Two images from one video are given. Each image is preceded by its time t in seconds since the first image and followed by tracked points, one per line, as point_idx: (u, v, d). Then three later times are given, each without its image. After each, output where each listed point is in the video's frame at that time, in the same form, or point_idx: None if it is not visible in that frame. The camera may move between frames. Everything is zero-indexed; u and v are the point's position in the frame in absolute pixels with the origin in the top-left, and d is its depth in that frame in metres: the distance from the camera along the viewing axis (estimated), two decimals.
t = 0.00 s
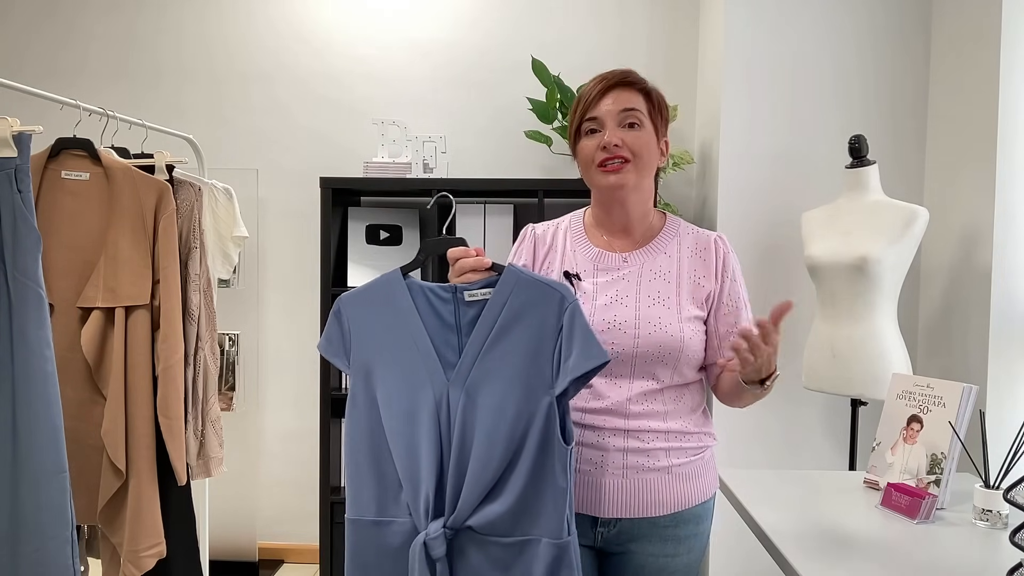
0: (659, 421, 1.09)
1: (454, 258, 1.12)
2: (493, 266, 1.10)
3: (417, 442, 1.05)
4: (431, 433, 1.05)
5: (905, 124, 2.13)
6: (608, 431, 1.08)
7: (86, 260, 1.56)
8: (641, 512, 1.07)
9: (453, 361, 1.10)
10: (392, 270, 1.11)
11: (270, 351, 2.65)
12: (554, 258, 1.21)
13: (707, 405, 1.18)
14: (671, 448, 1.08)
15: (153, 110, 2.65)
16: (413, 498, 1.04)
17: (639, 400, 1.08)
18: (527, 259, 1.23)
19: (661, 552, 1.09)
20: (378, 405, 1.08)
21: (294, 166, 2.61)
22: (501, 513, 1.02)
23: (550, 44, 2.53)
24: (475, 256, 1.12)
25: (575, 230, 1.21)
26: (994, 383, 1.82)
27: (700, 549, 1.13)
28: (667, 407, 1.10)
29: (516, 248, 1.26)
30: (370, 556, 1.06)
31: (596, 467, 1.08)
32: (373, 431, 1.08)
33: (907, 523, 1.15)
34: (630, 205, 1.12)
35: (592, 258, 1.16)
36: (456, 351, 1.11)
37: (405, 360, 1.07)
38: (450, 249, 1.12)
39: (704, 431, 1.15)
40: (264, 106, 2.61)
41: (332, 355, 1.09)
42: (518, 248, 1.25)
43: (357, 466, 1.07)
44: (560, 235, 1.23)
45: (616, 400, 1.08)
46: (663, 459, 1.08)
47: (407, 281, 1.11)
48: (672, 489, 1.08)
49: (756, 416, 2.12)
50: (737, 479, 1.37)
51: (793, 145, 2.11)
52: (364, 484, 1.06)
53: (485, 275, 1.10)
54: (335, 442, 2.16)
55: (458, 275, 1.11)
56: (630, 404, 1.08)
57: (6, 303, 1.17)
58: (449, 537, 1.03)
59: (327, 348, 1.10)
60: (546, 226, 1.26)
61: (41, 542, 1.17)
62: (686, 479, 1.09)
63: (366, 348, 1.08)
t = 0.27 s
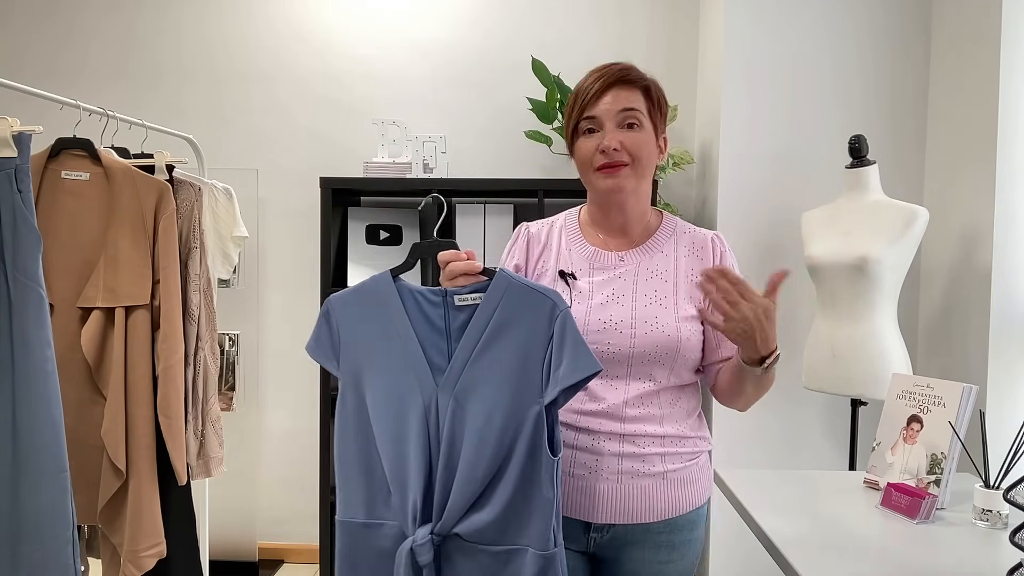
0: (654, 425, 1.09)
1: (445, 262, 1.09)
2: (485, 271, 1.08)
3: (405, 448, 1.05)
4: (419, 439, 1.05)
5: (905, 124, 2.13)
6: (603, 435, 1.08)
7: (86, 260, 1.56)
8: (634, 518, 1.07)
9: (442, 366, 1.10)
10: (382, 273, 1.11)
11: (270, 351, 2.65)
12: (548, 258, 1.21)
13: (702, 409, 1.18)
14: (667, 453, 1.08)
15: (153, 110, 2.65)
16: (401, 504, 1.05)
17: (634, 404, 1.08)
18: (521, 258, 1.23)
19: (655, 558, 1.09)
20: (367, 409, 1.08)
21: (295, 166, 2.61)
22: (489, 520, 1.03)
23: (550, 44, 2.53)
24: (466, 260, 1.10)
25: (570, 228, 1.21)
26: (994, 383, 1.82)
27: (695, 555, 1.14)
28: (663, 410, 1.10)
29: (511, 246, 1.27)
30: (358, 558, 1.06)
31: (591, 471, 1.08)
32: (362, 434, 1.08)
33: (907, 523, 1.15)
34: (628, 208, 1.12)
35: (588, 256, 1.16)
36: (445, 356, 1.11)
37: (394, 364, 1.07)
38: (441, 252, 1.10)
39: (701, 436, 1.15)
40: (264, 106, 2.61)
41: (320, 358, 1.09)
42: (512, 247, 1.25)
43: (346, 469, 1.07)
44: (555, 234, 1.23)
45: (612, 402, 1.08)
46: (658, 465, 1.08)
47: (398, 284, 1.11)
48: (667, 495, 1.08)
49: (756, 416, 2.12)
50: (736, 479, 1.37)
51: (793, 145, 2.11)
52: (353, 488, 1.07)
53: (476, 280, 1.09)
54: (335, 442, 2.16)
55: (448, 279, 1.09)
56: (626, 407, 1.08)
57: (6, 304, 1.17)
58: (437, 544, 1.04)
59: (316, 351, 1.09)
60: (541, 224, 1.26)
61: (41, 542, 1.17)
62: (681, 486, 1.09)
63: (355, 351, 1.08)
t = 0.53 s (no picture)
0: (648, 427, 1.09)
1: (437, 259, 1.11)
2: (476, 269, 1.09)
3: (395, 448, 1.05)
4: (409, 438, 1.05)
5: (904, 124, 2.13)
6: (596, 437, 1.08)
7: (87, 260, 1.56)
8: (628, 522, 1.07)
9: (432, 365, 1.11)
10: (374, 270, 1.11)
11: (270, 351, 2.65)
12: (541, 258, 1.21)
13: (697, 410, 1.18)
14: (661, 455, 1.08)
15: (153, 111, 2.65)
16: (389, 504, 1.05)
17: (628, 406, 1.08)
18: (514, 256, 1.24)
19: (650, 563, 1.09)
20: (357, 408, 1.08)
21: (295, 166, 2.61)
22: (477, 523, 1.03)
23: (550, 44, 2.53)
24: (458, 258, 1.11)
25: (564, 226, 1.21)
26: (994, 383, 1.82)
27: (690, 557, 1.14)
28: (657, 412, 1.10)
29: (504, 245, 1.27)
30: (346, 559, 1.06)
31: (584, 475, 1.08)
32: (352, 432, 1.09)
33: (907, 523, 1.15)
34: (622, 209, 1.12)
35: (581, 255, 1.16)
36: (435, 355, 1.11)
37: (384, 363, 1.08)
38: (433, 250, 1.12)
39: (696, 438, 1.15)
40: (264, 106, 2.61)
41: (310, 354, 1.09)
42: (505, 246, 1.25)
43: (334, 469, 1.07)
44: (548, 233, 1.23)
45: (605, 404, 1.08)
46: (652, 467, 1.08)
47: (389, 281, 1.11)
48: (661, 498, 1.08)
49: (756, 417, 2.12)
50: (735, 480, 1.37)
51: (793, 145, 2.11)
52: (342, 487, 1.07)
53: (468, 278, 1.10)
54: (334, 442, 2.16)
55: (440, 277, 1.10)
56: (619, 409, 1.08)
57: (6, 304, 1.16)
58: (425, 546, 1.04)
59: (306, 348, 1.09)
60: (534, 222, 1.26)
61: (42, 542, 1.17)
62: (675, 488, 1.09)
63: (345, 349, 1.08)
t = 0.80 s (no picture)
0: (647, 428, 1.09)
1: (432, 259, 1.11)
2: (471, 268, 1.09)
3: (390, 450, 1.05)
4: (404, 440, 1.05)
5: (904, 124, 2.13)
6: (595, 438, 1.07)
7: (87, 260, 1.56)
8: (627, 523, 1.07)
9: (427, 366, 1.11)
10: (368, 270, 1.11)
11: (270, 351, 2.66)
12: (537, 257, 1.21)
13: (696, 409, 1.18)
14: (660, 456, 1.08)
15: (153, 111, 2.65)
16: (384, 507, 1.05)
17: (626, 406, 1.08)
18: (510, 256, 1.23)
19: (650, 564, 1.09)
20: (351, 409, 1.08)
21: (295, 166, 2.61)
22: (472, 527, 1.03)
23: (550, 44, 2.53)
24: (453, 257, 1.12)
25: (559, 226, 1.21)
26: (994, 383, 1.82)
27: (690, 557, 1.14)
28: (656, 412, 1.10)
29: (499, 244, 1.26)
30: (340, 562, 1.06)
31: (582, 476, 1.08)
32: (347, 435, 1.08)
33: (907, 523, 1.15)
34: (620, 212, 1.12)
35: (577, 255, 1.16)
36: (430, 356, 1.11)
37: (379, 364, 1.08)
38: (428, 249, 1.12)
39: (695, 437, 1.15)
40: (264, 106, 2.61)
41: (304, 356, 1.09)
42: (500, 246, 1.25)
43: (328, 472, 1.07)
44: (544, 232, 1.22)
45: (603, 405, 1.08)
46: (651, 468, 1.08)
47: (384, 282, 1.11)
48: (661, 498, 1.08)
49: (756, 417, 2.12)
50: (735, 480, 1.37)
51: (793, 145, 2.11)
52: (337, 491, 1.07)
53: (463, 277, 1.10)
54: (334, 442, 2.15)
55: (435, 276, 1.11)
56: (617, 410, 1.08)
57: (6, 303, 1.16)
58: (420, 550, 1.04)
59: (300, 349, 1.09)
60: (529, 221, 1.26)
61: (43, 542, 1.17)
62: (675, 488, 1.09)
63: (340, 350, 1.08)
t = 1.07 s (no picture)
0: (645, 429, 1.09)
1: (428, 258, 1.11)
2: (468, 266, 1.09)
3: (389, 452, 1.05)
4: (403, 441, 1.05)
5: (904, 124, 2.13)
6: (593, 439, 1.08)
7: (87, 260, 1.56)
8: (626, 524, 1.07)
9: (425, 366, 1.11)
10: (364, 270, 1.11)
11: (270, 351, 2.66)
12: (536, 257, 1.21)
13: (696, 410, 1.18)
14: (659, 457, 1.08)
15: (153, 111, 2.65)
16: (384, 511, 1.04)
17: (624, 408, 1.08)
18: (508, 256, 1.23)
19: (649, 566, 1.10)
20: (350, 411, 1.08)
21: (295, 166, 2.61)
22: (473, 528, 1.03)
23: (549, 44, 2.53)
24: (449, 255, 1.12)
25: (558, 225, 1.21)
26: (994, 383, 1.82)
27: (690, 558, 1.14)
28: (655, 414, 1.10)
29: (498, 244, 1.26)
30: (341, 567, 1.06)
31: (580, 477, 1.08)
32: (345, 438, 1.08)
33: (907, 523, 1.15)
34: (619, 214, 1.12)
35: (576, 256, 1.16)
36: (428, 355, 1.11)
37: (377, 365, 1.08)
38: (424, 248, 1.12)
39: (694, 438, 1.15)
40: (264, 106, 2.61)
41: (301, 359, 1.09)
42: (499, 245, 1.25)
43: (328, 476, 1.07)
44: (543, 232, 1.23)
45: (600, 406, 1.08)
46: (650, 469, 1.08)
47: (380, 281, 1.11)
48: (659, 500, 1.08)
49: (756, 417, 2.12)
50: (734, 480, 1.37)
51: (793, 145, 2.11)
52: (336, 495, 1.06)
53: (460, 275, 1.10)
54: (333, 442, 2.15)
55: (431, 275, 1.11)
56: (615, 411, 1.08)
57: (7, 303, 1.16)
58: (421, 552, 1.04)
59: (297, 352, 1.09)
60: (528, 221, 1.26)
61: (43, 542, 1.17)
62: (674, 489, 1.09)
63: (338, 352, 1.08)
